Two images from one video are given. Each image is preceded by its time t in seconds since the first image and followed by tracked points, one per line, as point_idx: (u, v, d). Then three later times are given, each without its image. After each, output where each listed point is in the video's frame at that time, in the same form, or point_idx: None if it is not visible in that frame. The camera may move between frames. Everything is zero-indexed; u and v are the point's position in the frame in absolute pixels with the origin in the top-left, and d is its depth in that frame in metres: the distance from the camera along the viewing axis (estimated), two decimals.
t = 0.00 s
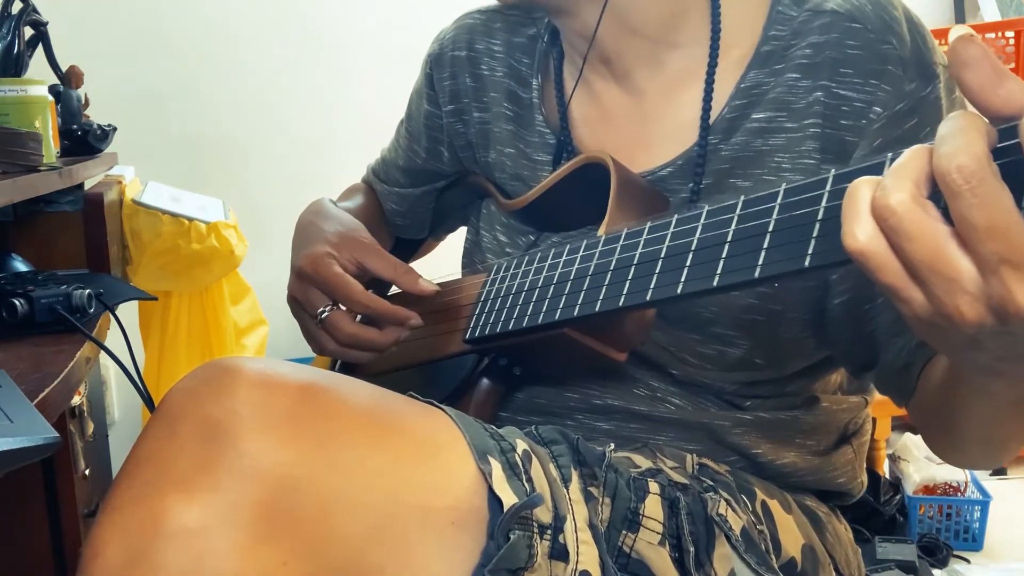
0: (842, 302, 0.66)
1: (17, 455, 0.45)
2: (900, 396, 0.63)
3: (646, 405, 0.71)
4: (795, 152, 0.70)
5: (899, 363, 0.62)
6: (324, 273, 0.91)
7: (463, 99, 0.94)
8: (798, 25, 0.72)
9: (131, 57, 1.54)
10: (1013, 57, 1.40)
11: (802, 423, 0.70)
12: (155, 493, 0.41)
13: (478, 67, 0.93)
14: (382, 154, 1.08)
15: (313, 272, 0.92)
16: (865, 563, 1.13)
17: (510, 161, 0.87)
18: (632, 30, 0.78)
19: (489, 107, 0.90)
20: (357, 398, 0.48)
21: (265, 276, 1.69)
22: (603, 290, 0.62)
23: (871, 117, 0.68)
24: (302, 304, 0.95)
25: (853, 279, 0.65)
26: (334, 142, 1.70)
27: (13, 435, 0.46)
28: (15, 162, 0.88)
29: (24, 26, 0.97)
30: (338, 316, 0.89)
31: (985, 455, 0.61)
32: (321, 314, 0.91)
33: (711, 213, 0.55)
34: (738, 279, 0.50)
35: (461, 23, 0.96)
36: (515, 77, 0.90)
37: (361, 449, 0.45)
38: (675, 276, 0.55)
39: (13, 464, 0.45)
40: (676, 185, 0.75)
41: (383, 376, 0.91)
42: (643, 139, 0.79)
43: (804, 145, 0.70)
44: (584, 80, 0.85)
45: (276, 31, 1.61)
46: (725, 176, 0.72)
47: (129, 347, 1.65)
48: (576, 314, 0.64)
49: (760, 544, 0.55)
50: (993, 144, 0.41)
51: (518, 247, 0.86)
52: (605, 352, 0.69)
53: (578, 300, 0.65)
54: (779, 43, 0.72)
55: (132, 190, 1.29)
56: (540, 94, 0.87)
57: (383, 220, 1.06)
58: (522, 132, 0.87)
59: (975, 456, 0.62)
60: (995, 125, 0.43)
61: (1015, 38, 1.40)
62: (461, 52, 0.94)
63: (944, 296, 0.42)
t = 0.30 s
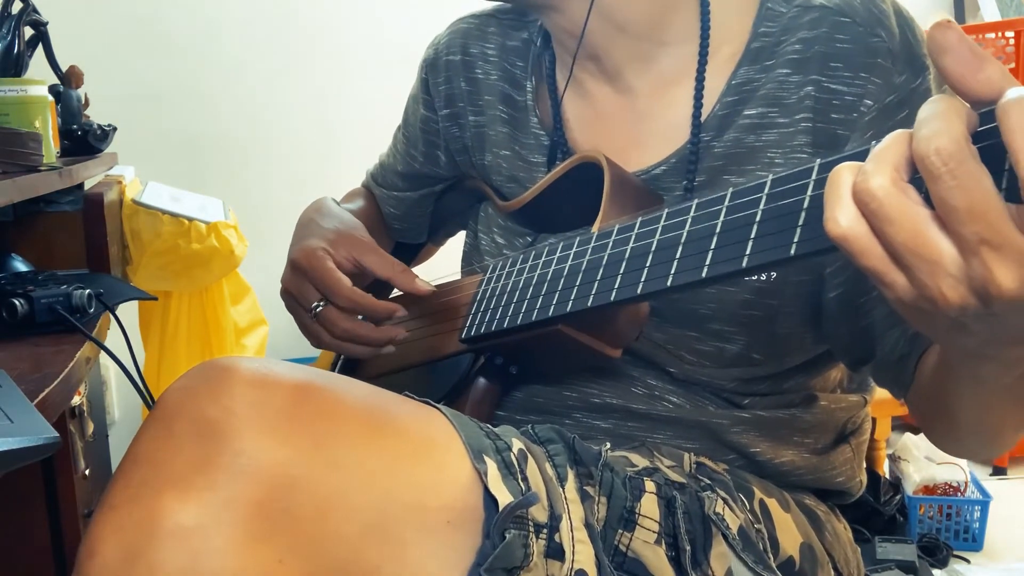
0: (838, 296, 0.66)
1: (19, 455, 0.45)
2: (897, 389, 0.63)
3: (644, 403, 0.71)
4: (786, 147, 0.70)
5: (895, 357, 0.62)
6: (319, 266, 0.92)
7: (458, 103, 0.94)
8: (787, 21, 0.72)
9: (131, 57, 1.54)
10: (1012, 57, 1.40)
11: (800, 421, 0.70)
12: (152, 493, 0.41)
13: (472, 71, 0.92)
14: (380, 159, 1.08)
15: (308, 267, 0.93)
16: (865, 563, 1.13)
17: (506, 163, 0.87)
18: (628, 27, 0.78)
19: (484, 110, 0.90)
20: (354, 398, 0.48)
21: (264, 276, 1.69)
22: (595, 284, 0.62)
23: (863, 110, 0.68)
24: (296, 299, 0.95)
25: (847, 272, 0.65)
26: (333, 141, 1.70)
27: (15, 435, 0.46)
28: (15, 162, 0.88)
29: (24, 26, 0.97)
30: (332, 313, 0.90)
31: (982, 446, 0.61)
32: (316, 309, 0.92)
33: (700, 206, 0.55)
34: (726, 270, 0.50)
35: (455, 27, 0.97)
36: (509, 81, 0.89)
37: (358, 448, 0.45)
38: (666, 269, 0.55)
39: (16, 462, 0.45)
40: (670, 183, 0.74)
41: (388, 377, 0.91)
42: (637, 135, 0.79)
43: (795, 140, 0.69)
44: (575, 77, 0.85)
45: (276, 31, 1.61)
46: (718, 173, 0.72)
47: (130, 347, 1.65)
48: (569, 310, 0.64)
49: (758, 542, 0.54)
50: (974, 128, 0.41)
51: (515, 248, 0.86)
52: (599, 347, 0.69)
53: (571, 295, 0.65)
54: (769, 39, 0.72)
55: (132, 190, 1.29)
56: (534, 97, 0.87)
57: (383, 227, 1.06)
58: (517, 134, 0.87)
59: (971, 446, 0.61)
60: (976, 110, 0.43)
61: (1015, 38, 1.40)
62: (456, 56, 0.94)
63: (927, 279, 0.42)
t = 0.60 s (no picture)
0: (835, 297, 0.66)
1: (19, 455, 0.45)
2: (898, 391, 0.63)
3: (643, 403, 0.71)
4: (785, 149, 0.70)
5: (892, 356, 0.62)
6: (317, 266, 0.92)
7: (457, 103, 0.94)
8: (786, 21, 0.72)
9: (131, 57, 1.54)
10: (1012, 57, 1.40)
11: (799, 421, 0.70)
12: (151, 493, 0.41)
13: (470, 71, 0.92)
14: (379, 159, 1.08)
15: (305, 265, 0.93)
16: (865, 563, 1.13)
17: (504, 163, 0.87)
18: (627, 28, 0.78)
19: (482, 111, 0.90)
20: (353, 398, 0.48)
21: (263, 276, 1.69)
22: (595, 285, 0.62)
23: (861, 112, 0.68)
24: (292, 296, 0.96)
25: (845, 274, 0.64)
26: (333, 141, 1.70)
27: (14, 435, 0.46)
28: (15, 162, 0.88)
29: (24, 26, 0.97)
30: (325, 312, 0.90)
31: (978, 446, 0.61)
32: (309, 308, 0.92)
33: (700, 206, 0.55)
34: (726, 270, 0.50)
35: (453, 28, 0.97)
36: (508, 81, 0.89)
37: (357, 448, 0.45)
38: (665, 270, 0.55)
39: (15, 463, 0.45)
40: (669, 184, 0.75)
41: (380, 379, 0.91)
42: (636, 135, 0.79)
43: (794, 141, 0.69)
44: (572, 78, 0.85)
45: (275, 31, 1.61)
46: (718, 174, 0.72)
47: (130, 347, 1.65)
48: (569, 310, 0.64)
49: (757, 543, 0.54)
50: (975, 128, 0.41)
51: (514, 249, 0.86)
52: (599, 348, 0.69)
53: (571, 295, 0.65)
54: (768, 40, 0.72)
55: (132, 190, 1.29)
56: (532, 96, 0.87)
57: (382, 226, 1.06)
58: (515, 135, 0.87)
59: (967, 446, 0.62)
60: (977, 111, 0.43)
61: (1014, 38, 1.40)
62: (454, 57, 0.94)
63: (926, 278, 0.42)
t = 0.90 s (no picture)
0: (838, 302, 0.66)
1: (19, 455, 0.45)
2: (897, 398, 0.63)
3: (645, 404, 0.71)
4: (791, 153, 0.70)
5: (893, 362, 0.62)
6: (311, 257, 0.93)
7: (460, 101, 0.94)
8: (794, 25, 0.72)
9: (131, 57, 1.54)
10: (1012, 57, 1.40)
11: (801, 423, 0.70)
12: (152, 493, 0.41)
13: (474, 69, 0.93)
14: (382, 156, 1.08)
15: (300, 256, 0.95)
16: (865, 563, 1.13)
17: (508, 162, 0.87)
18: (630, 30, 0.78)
19: (486, 109, 0.90)
20: (355, 399, 0.48)
21: (264, 276, 1.69)
22: (599, 287, 0.62)
23: (867, 118, 0.68)
24: (285, 285, 0.98)
25: (849, 277, 0.65)
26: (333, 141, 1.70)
27: (15, 435, 0.46)
28: (15, 162, 0.88)
29: (24, 26, 0.97)
30: (318, 302, 0.93)
31: (979, 454, 0.61)
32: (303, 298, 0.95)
33: (705, 210, 0.55)
34: (732, 276, 0.50)
35: (458, 25, 0.96)
36: (512, 79, 0.89)
37: (359, 449, 0.45)
38: (670, 274, 0.55)
39: (15, 463, 0.45)
40: (673, 186, 0.75)
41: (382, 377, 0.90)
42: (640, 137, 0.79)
43: (800, 146, 0.69)
44: (578, 78, 0.85)
45: (276, 31, 1.61)
46: (722, 177, 0.72)
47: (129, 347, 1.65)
48: (573, 313, 0.64)
49: (759, 544, 0.54)
50: (985, 137, 0.41)
51: (518, 248, 0.86)
52: (602, 350, 0.69)
53: (575, 298, 0.65)
54: (775, 44, 0.72)
55: (132, 190, 1.29)
56: (536, 95, 0.87)
57: (383, 223, 1.07)
58: (518, 134, 0.87)
59: (969, 455, 0.62)
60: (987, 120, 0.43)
61: (1015, 38, 1.40)
62: (458, 54, 0.94)
63: (935, 288, 0.42)
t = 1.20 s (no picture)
0: (838, 306, 0.66)
1: (19, 455, 0.45)
2: (892, 399, 0.63)
3: (645, 406, 0.71)
4: (794, 155, 0.70)
5: (891, 368, 0.62)
6: (317, 258, 0.94)
7: (463, 98, 0.94)
8: (800, 27, 0.72)
9: (131, 57, 1.54)
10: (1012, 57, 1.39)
11: (802, 424, 0.70)
12: (153, 493, 0.41)
13: (478, 66, 0.93)
14: (382, 151, 1.08)
15: (306, 258, 0.95)
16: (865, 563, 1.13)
17: (509, 160, 0.87)
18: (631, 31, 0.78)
19: (489, 105, 0.90)
20: (356, 399, 0.48)
21: (264, 275, 1.69)
22: (602, 288, 0.62)
23: (871, 122, 0.67)
24: (292, 288, 0.98)
25: (850, 280, 0.65)
26: (334, 141, 1.70)
27: (14, 435, 0.46)
28: (15, 162, 0.88)
29: (24, 26, 0.97)
30: (327, 305, 0.93)
31: (978, 461, 0.61)
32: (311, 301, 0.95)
33: (709, 213, 0.55)
34: (735, 281, 0.50)
35: (462, 20, 0.96)
36: (515, 77, 0.90)
37: (360, 450, 0.45)
38: (672, 277, 0.55)
39: (15, 463, 0.45)
40: (675, 186, 0.75)
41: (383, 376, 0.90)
42: (642, 138, 0.79)
43: (803, 149, 0.70)
44: (583, 74, 0.85)
45: (276, 31, 1.61)
46: (725, 177, 0.72)
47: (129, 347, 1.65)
48: (575, 314, 0.64)
49: (760, 545, 0.55)
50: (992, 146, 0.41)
51: (518, 246, 0.86)
52: (603, 351, 0.69)
53: (577, 300, 0.65)
54: (781, 45, 0.72)
55: (132, 190, 1.29)
56: (540, 92, 0.87)
57: (383, 219, 1.06)
58: (521, 131, 0.87)
59: (968, 462, 0.62)
60: (992, 126, 0.43)
61: (1015, 39, 1.40)
62: (462, 51, 0.94)
63: (943, 299, 0.43)
